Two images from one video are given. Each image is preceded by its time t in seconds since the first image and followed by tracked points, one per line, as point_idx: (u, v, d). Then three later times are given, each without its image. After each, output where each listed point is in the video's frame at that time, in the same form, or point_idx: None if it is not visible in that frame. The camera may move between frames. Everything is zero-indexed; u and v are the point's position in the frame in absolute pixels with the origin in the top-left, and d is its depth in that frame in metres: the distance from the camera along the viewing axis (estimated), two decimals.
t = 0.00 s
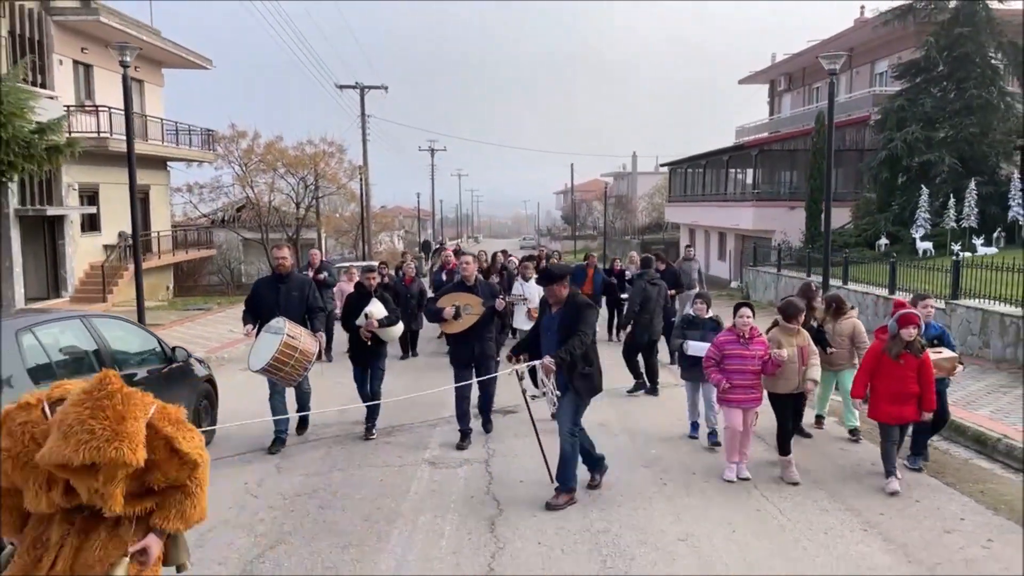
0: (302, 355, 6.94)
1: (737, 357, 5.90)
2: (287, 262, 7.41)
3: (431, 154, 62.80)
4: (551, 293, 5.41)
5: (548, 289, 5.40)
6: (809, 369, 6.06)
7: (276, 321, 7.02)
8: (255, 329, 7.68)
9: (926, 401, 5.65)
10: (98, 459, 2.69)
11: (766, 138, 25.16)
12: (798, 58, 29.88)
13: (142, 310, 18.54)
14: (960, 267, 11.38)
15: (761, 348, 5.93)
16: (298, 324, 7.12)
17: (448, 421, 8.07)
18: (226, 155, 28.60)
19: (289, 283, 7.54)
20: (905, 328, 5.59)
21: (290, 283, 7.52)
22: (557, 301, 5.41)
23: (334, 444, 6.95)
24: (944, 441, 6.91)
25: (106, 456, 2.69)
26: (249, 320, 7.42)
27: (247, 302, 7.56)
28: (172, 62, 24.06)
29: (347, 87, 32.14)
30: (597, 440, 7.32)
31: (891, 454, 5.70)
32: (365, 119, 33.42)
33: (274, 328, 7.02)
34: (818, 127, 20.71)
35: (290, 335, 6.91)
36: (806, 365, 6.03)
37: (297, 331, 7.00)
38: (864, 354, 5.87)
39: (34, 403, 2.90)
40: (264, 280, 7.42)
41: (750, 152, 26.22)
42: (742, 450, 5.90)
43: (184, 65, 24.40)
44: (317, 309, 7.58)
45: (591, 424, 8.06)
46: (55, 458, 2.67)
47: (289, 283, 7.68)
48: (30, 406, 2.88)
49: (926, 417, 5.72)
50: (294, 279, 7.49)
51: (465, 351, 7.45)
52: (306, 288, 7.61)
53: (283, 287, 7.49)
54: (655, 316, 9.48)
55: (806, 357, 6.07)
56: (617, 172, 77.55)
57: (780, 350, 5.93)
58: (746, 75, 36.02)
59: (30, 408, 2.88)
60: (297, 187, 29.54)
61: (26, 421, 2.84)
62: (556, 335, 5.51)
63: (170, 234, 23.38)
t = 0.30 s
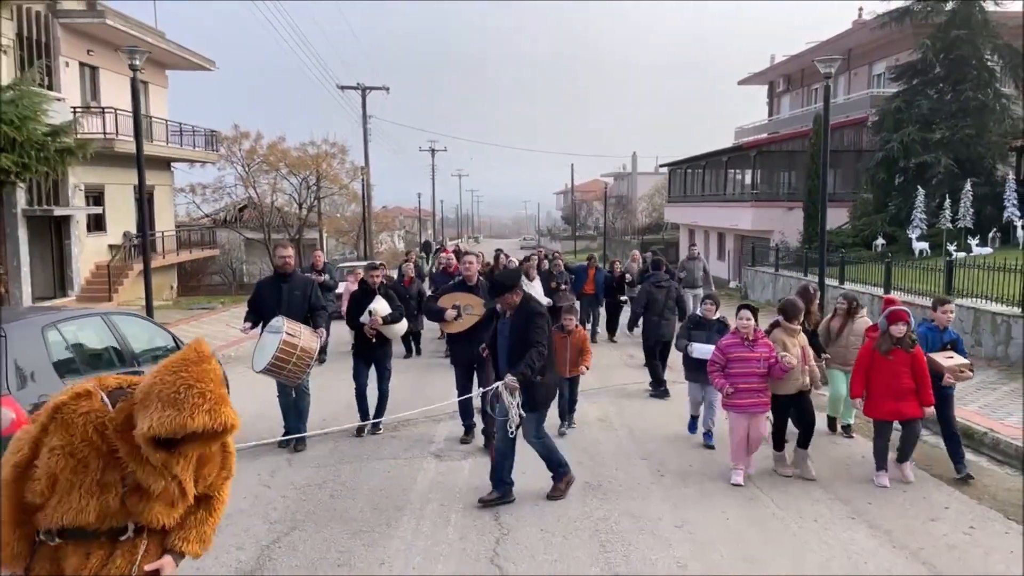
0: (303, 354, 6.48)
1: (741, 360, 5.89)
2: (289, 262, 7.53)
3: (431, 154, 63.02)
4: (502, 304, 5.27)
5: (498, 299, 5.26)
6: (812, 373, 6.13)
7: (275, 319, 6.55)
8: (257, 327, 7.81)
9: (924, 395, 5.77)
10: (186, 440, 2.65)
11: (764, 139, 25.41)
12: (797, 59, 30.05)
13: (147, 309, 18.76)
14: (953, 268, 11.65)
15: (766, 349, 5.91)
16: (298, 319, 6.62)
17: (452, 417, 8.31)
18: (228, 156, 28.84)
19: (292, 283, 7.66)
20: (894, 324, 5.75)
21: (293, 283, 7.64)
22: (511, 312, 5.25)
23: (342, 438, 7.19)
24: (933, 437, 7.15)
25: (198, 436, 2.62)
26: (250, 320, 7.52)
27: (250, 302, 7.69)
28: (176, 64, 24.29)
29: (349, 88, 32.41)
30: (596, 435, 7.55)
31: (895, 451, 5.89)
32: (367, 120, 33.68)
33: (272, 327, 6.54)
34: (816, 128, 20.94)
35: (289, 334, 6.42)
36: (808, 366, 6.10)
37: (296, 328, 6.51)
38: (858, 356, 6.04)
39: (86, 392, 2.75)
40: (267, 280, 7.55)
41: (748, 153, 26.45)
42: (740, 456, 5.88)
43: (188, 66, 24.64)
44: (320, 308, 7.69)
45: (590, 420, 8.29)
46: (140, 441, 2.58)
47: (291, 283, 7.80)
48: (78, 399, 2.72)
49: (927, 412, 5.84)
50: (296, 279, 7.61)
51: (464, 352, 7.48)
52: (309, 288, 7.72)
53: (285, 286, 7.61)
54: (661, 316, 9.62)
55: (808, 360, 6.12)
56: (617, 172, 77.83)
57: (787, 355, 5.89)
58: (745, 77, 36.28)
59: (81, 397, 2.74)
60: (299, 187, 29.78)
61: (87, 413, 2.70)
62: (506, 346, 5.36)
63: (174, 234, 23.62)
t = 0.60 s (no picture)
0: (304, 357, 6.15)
1: (750, 365, 5.83)
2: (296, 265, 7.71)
3: (431, 155, 63.30)
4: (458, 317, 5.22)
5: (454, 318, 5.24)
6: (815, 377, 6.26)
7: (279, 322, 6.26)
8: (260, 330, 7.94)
9: (922, 395, 5.98)
10: (265, 361, 2.78)
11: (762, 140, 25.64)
12: (795, 61, 30.28)
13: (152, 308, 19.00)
14: (945, 268, 11.89)
15: (774, 354, 5.86)
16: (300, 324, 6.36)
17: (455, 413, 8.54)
18: (231, 157, 29.10)
19: (297, 286, 7.83)
20: (893, 325, 5.99)
21: (298, 287, 7.82)
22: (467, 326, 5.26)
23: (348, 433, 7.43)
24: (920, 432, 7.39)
25: (282, 359, 2.78)
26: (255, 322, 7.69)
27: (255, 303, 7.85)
28: (179, 66, 24.54)
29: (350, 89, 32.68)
30: (595, 430, 7.78)
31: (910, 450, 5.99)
32: (367, 121, 33.94)
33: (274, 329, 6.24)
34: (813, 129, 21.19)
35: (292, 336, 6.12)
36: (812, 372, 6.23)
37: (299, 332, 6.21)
38: (857, 358, 6.26)
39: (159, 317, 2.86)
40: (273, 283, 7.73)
41: (746, 153, 26.70)
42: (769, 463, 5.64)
43: (191, 68, 24.89)
44: (323, 313, 7.85)
45: (588, 416, 8.51)
46: (227, 359, 2.70)
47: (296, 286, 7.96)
48: (153, 323, 2.81)
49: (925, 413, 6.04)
50: (302, 283, 7.79)
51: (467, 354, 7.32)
52: (313, 291, 7.90)
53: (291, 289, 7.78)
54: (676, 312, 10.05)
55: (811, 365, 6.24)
56: (616, 173, 78.11)
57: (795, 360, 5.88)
58: (743, 78, 36.55)
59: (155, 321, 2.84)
60: (301, 188, 30.03)
61: (165, 334, 2.78)
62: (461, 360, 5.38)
63: (177, 235, 23.89)
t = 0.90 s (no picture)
0: (307, 349, 6.41)
1: (750, 362, 5.75)
2: (303, 261, 7.93)
3: (431, 155, 63.47)
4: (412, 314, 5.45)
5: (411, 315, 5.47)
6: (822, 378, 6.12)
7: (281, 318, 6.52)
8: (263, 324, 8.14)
9: (929, 394, 6.01)
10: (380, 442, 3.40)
11: (760, 141, 25.87)
12: (792, 63, 30.56)
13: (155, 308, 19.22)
14: (936, 267, 12.18)
15: (776, 352, 5.75)
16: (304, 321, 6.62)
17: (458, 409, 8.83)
18: (233, 158, 29.32)
19: (303, 283, 8.04)
20: (900, 323, 6.03)
21: (304, 282, 8.03)
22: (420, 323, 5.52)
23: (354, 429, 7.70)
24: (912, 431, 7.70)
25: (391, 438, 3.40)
26: (261, 317, 7.92)
27: (262, 299, 8.08)
28: (182, 68, 24.75)
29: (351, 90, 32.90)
30: (593, 425, 8.05)
31: (912, 446, 6.08)
32: (368, 121, 34.17)
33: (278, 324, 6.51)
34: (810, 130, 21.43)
35: (294, 330, 6.39)
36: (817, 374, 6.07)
37: (301, 327, 6.47)
38: (868, 349, 6.33)
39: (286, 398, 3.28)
40: (280, 279, 7.95)
41: (744, 154, 26.94)
42: (752, 461, 5.66)
43: (194, 70, 25.11)
44: (329, 309, 8.04)
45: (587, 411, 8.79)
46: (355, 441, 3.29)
47: (303, 282, 8.17)
48: (289, 404, 3.24)
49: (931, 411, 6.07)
50: (309, 280, 8.00)
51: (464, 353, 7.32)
52: (319, 288, 8.11)
53: (297, 285, 7.99)
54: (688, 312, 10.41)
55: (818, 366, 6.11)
56: (615, 173, 78.38)
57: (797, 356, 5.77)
58: (742, 79, 36.81)
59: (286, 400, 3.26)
60: (303, 188, 30.26)
61: (299, 416, 3.26)
62: (416, 356, 5.62)
63: (180, 234, 24.11)
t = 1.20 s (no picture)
0: (316, 354, 6.62)
1: (745, 363, 5.70)
2: (308, 262, 8.09)
3: (431, 156, 63.76)
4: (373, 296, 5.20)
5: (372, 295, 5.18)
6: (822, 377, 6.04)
7: (289, 320, 6.70)
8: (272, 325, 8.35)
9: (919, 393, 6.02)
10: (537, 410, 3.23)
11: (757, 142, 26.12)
12: (790, 64, 30.81)
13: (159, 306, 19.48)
14: (929, 266, 12.40)
15: (771, 353, 5.70)
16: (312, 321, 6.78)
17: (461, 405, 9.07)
18: (236, 159, 29.59)
19: (308, 283, 8.21)
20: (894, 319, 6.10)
21: (310, 283, 8.19)
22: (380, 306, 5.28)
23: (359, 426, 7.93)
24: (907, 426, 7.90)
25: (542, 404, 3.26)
26: (267, 318, 8.14)
27: (268, 299, 8.30)
28: (186, 69, 25.01)
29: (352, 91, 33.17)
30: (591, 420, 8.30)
31: (898, 441, 6.18)
32: (370, 122, 34.42)
33: (287, 326, 6.72)
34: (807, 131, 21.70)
35: (305, 331, 6.61)
36: (817, 374, 5.98)
37: (311, 328, 6.67)
38: (869, 343, 6.37)
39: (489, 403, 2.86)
40: (285, 281, 8.15)
41: (742, 155, 27.20)
42: (750, 461, 5.68)
43: (198, 71, 25.36)
44: (335, 310, 8.25)
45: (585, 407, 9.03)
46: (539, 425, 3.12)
47: (309, 282, 8.33)
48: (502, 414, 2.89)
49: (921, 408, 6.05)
50: (314, 280, 8.17)
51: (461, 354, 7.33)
52: (324, 288, 8.28)
53: (303, 285, 8.17)
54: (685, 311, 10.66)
55: (818, 364, 6.03)
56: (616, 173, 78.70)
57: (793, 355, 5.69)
58: (741, 80, 37.09)
59: (474, 382, 2.93)
60: (305, 189, 30.51)
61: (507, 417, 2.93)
62: (376, 343, 5.41)
63: (184, 234, 24.37)
